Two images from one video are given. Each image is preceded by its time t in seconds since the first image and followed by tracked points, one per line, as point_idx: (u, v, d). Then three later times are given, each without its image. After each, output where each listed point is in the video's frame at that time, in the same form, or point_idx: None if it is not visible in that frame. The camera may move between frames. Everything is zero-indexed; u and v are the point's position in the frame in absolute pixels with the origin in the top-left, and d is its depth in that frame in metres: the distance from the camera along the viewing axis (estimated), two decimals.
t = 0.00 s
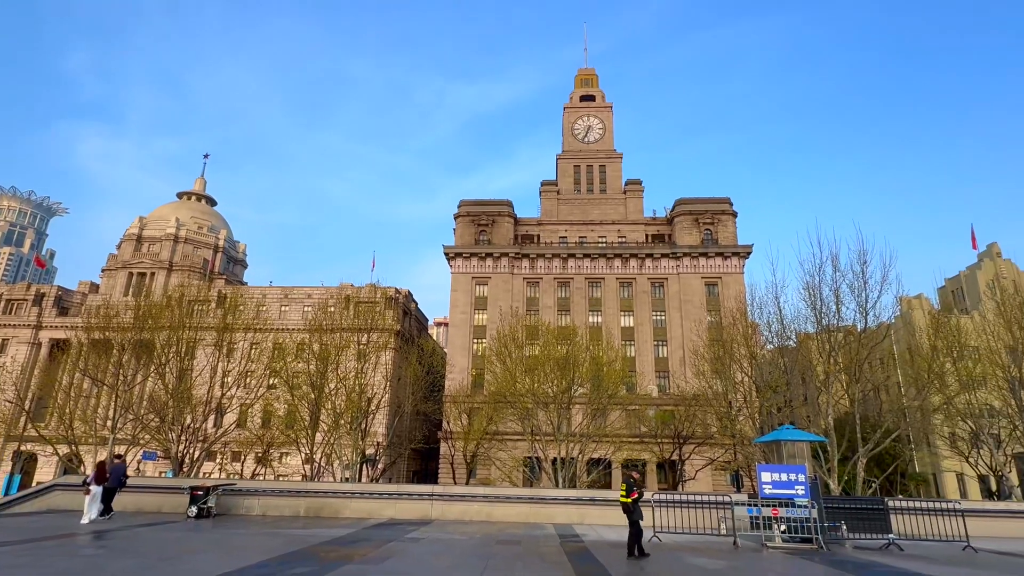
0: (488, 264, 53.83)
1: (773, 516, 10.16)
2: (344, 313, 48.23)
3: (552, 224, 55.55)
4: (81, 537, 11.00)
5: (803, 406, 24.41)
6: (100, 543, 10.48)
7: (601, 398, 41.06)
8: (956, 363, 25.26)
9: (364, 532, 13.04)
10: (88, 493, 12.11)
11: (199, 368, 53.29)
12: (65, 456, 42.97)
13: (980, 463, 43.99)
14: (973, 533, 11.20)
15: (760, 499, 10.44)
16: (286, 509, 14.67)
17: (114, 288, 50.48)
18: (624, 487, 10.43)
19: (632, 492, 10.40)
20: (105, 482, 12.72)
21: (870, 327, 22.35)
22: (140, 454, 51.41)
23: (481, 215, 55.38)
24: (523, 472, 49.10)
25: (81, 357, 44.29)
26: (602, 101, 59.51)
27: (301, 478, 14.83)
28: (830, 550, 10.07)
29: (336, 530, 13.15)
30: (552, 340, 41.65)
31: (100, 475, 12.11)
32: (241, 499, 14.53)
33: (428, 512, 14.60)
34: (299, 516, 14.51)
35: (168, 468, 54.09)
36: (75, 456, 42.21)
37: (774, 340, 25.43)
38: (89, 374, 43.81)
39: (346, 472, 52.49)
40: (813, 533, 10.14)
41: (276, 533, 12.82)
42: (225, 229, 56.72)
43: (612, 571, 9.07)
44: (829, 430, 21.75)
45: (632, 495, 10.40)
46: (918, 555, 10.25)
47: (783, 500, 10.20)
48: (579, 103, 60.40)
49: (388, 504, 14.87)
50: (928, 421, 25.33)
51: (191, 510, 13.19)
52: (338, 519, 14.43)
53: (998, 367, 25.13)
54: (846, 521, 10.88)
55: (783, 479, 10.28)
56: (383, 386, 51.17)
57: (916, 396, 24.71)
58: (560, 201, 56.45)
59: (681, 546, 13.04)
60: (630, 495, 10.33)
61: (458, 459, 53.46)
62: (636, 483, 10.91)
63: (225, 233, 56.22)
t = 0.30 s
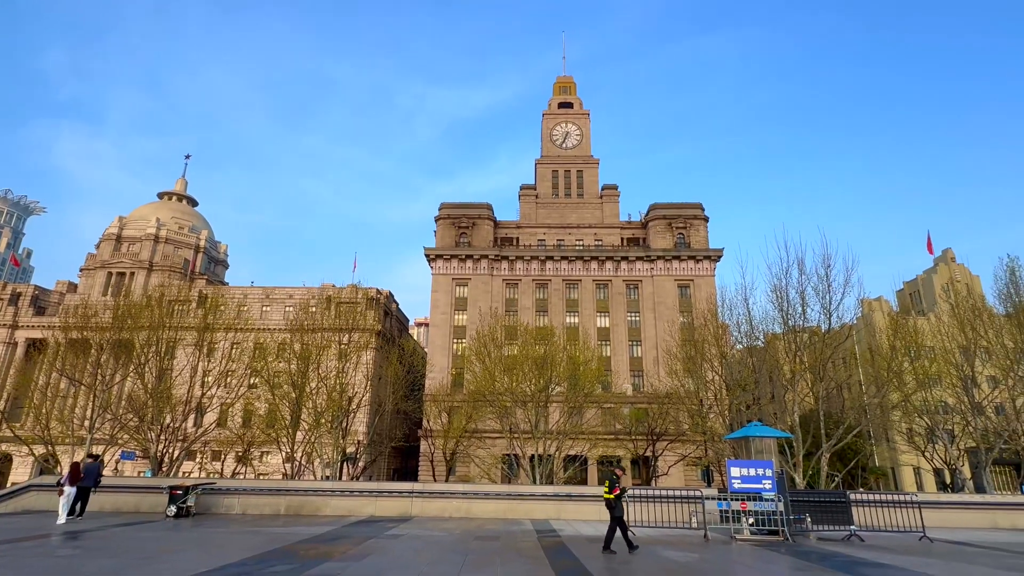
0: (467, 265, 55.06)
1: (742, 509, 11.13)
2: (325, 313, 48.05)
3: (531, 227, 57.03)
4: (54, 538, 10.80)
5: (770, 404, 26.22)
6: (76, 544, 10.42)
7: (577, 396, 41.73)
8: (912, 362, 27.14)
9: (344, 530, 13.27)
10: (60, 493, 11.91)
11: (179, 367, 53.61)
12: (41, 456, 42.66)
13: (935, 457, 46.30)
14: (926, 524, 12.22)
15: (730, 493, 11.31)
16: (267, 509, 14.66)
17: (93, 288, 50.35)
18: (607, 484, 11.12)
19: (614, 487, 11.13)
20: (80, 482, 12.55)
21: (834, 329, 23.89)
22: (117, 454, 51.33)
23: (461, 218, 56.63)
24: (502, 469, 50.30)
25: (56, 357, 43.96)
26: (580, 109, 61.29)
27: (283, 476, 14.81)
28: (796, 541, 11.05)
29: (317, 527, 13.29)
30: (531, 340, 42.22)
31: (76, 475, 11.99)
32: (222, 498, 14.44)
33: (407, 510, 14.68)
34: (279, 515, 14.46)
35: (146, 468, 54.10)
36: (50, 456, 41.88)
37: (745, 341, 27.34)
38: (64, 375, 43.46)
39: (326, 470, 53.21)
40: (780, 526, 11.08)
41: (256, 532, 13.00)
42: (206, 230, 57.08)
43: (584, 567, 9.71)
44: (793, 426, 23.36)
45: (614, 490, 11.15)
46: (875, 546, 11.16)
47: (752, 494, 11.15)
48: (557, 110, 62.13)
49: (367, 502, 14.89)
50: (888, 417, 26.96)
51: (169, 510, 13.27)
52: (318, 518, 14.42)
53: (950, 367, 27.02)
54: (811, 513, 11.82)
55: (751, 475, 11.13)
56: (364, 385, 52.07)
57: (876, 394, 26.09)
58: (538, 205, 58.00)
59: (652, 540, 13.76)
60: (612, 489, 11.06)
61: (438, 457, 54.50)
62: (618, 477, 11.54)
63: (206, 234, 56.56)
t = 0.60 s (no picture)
0: (447, 265, 55.38)
1: (715, 505, 11.20)
2: (305, 312, 45.36)
3: (510, 228, 57.64)
4: (20, 541, 9.95)
5: (743, 403, 26.85)
6: (43, 547, 9.59)
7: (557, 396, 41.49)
8: (878, 361, 28.37)
9: (322, 529, 12.42)
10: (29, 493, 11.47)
11: (154, 367, 53.01)
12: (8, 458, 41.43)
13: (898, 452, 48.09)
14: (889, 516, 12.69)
15: (703, 490, 11.27)
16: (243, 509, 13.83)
17: (64, 285, 49.30)
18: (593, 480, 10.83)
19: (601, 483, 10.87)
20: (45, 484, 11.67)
21: (804, 329, 24.97)
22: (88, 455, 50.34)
23: (441, 218, 57.03)
24: (481, 467, 50.69)
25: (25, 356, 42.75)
26: (559, 112, 62.21)
27: (260, 475, 13.96)
28: (767, 535, 11.09)
29: (293, 527, 12.49)
30: (510, 339, 41.80)
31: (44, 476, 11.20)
32: (196, 498, 13.54)
33: (386, 509, 13.87)
34: (255, 515, 13.59)
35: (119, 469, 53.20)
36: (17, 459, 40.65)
37: (717, 340, 28.11)
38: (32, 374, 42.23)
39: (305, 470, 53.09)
40: (750, 521, 11.15)
41: (232, 532, 12.01)
42: (182, 228, 56.51)
43: (560, 564, 9.28)
44: (765, 423, 24.19)
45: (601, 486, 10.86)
46: (842, 539, 11.48)
47: (724, 490, 11.16)
48: (537, 113, 62.96)
49: (345, 501, 14.01)
50: (857, 414, 28.05)
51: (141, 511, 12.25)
52: (295, 518, 13.56)
53: (915, 366, 28.31)
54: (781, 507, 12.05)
55: (725, 470, 11.18)
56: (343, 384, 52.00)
57: (844, 392, 26.92)
58: (518, 206, 58.66)
59: (626, 536, 13.58)
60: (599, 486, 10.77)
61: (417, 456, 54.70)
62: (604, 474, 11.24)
63: (182, 231, 55.98)
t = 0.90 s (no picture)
0: (427, 264, 55.25)
1: (692, 502, 11.35)
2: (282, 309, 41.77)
3: (490, 227, 57.74)
4: None
5: (716, 401, 27.14)
6: (6, 551, 9.12)
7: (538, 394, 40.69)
8: (849, 360, 29.05)
9: (299, 529, 12.09)
10: None
11: (126, 366, 52.05)
12: None
13: (868, 450, 49.31)
14: (859, 512, 13.05)
15: (681, 488, 11.35)
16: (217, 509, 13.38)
17: (32, 281, 47.87)
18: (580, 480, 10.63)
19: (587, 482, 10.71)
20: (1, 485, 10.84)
21: (779, 329, 25.49)
22: (55, 456, 48.99)
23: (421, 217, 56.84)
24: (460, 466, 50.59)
25: None
26: (540, 112, 62.50)
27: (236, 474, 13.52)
28: (743, 531, 11.30)
29: (269, 528, 12.13)
30: (490, 337, 40.89)
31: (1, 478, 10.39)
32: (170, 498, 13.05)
33: (364, 508, 13.54)
34: (231, 515, 13.13)
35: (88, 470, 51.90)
36: None
37: (694, 340, 28.33)
38: None
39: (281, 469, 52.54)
40: (726, 517, 11.30)
41: (206, 534, 11.59)
42: (155, 224, 55.36)
43: (538, 562, 9.23)
44: (738, 422, 24.61)
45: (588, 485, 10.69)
46: (815, 534, 11.70)
47: (701, 487, 11.38)
48: (518, 113, 63.17)
49: (322, 500, 13.62)
50: (828, 412, 28.69)
51: (110, 512, 11.65)
52: (271, 518, 13.16)
53: (885, 365, 29.01)
54: (754, 505, 12.26)
55: (701, 467, 11.31)
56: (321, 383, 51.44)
57: (815, 391, 27.55)
58: (498, 205, 58.79)
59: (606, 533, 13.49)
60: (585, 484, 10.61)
61: (396, 455, 54.45)
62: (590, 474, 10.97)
63: (156, 227, 54.84)
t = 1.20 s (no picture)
0: (407, 261, 54.87)
1: (668, 499, 11.01)
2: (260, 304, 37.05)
3: (471, 225, 57.61)
4: None
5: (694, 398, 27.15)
6: None
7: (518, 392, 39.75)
8: (821, 359, 29.54)
9: (274, 529, 11.40)
10: None
11: (96, 363, 50.88)
12: None
13: (839, 446, 50.27)
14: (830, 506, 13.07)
15: (657, 485, 10.99)
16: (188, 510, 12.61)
17: None
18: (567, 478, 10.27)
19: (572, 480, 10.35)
20: None
21: (752, 329, 25.55)
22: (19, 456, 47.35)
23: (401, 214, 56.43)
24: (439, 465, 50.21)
25: None
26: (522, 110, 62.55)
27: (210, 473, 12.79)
28: (717, 528, 10.89)
29: (244, 527, 11.45)
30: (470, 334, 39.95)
31: None
32: (140, 498, 12.26)
33: (341, 507, 12.86)
34: (204, 515, 12.38)
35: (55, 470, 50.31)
36: None
37: (672, 339, 28.35)
38: None
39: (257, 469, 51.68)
40: (702, 513, 10.95)
41: (177, 534, 10.86)
42: (128, 217, 53.99)
43: (518, 560, 8.71)
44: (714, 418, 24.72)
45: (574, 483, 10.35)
46: (787, 530, 11.45)
47: (677, 484, 10.95)
48: (499, 110, 63.11)
49: (299, 499, 12.91)
50: (801, 411, 29.06)
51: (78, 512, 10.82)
52: (246, 518, 12.44)
53: (856, 364, 29.43)
54: (730, 501, 12.10)
55: (678, 465, 10.99)
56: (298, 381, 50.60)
57: (789, 389, 27.80)
58: (479, 203, 58.69)
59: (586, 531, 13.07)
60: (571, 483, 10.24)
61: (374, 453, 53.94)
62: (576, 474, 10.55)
63: (128, 221, 53.46)
